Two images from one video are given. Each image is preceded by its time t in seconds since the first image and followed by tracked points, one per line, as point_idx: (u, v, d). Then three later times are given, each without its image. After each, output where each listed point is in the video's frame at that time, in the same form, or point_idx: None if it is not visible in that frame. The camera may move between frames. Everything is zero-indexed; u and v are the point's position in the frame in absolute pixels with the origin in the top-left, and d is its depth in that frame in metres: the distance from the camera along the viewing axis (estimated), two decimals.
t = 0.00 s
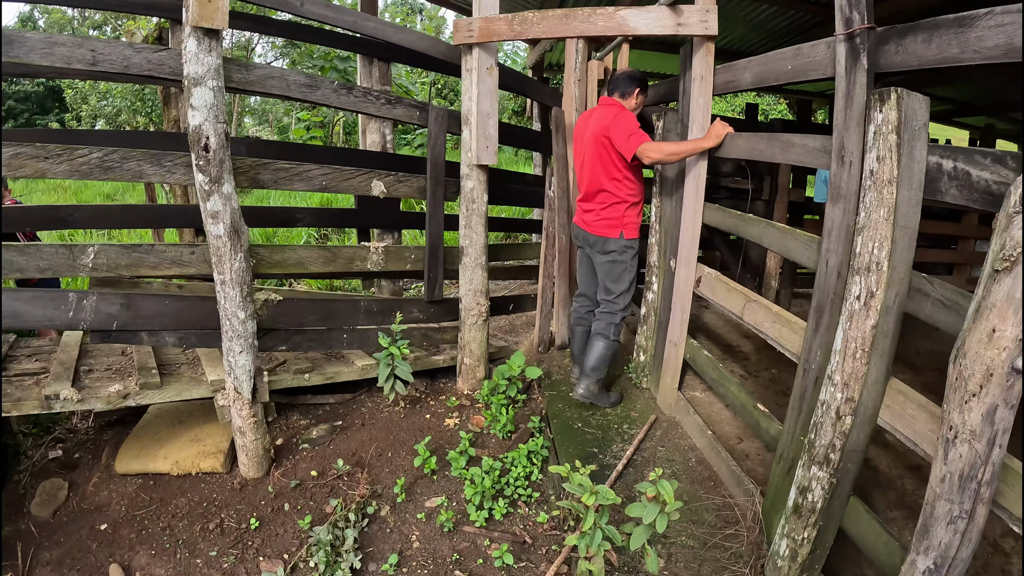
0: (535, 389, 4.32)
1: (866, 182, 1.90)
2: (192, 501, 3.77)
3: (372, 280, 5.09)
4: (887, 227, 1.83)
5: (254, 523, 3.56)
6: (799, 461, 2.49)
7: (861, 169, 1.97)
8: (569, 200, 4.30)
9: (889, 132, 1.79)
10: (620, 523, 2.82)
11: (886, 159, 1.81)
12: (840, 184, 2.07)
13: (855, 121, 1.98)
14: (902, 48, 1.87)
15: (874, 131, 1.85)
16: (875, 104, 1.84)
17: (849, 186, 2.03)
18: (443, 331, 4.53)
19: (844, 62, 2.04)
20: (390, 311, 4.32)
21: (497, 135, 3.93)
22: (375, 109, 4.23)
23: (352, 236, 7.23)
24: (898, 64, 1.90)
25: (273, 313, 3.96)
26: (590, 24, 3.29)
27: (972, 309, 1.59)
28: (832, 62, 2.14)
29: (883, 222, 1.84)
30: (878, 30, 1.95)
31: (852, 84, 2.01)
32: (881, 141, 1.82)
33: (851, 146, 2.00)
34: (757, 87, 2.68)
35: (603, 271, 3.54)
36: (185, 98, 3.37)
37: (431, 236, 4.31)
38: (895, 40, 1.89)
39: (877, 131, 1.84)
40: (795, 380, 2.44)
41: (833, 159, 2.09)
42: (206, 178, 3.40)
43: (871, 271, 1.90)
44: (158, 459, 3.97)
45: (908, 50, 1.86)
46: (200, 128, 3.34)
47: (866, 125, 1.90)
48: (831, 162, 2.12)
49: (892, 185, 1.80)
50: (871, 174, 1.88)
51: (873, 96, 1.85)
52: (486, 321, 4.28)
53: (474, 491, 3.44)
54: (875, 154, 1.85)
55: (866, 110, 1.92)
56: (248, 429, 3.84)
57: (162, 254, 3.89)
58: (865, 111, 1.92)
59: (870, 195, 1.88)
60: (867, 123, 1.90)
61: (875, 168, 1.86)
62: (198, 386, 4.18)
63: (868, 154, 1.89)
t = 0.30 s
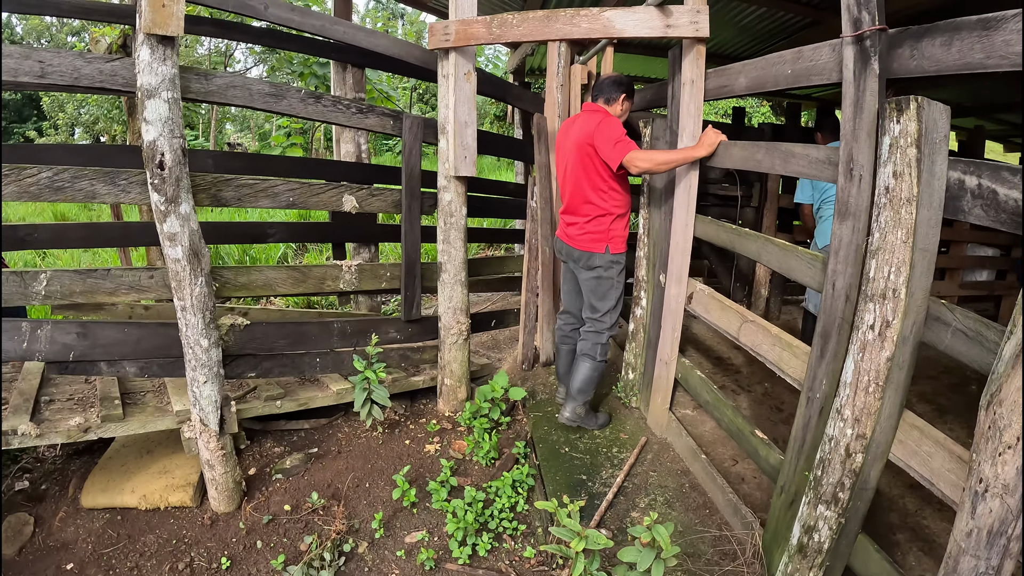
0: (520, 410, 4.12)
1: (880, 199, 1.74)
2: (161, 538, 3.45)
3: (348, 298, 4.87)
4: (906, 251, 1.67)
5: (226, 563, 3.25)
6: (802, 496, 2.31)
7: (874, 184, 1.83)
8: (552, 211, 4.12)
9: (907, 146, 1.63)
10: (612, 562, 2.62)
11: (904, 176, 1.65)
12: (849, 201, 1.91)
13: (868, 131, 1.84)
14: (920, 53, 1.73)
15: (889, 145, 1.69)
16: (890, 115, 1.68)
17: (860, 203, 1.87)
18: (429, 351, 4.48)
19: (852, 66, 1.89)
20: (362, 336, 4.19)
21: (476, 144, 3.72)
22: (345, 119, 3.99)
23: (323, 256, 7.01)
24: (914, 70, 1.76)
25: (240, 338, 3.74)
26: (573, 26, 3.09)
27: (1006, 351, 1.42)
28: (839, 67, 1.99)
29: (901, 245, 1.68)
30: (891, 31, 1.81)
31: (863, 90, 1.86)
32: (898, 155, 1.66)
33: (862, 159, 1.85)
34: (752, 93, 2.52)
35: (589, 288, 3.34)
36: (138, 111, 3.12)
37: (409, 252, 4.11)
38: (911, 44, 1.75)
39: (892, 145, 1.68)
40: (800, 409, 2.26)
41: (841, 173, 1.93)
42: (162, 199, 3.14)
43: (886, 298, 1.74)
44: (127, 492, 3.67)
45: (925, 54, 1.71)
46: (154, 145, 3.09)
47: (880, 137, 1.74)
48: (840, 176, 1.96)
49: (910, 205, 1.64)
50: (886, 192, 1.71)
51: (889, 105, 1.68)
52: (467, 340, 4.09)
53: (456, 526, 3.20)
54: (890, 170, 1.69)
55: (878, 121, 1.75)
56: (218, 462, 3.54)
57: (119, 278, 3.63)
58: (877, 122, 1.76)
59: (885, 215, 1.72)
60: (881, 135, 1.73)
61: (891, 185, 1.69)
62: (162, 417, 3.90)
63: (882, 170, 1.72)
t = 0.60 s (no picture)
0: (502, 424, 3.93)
1: (892, 198, 1.62)
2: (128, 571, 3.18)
3: (319, 311, 4.64)
4: (924, 252, 1.55)
5: None
6: (809, 513, 2.17)
7: (882, 180, 1.70)
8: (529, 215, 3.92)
9: (924, 139, 1.51)
10: None
11: (920, 172, 1.53)
12: (855, 199, 1.79)
13: (873, 124, 1.70)
14: (930, 40, 1.59)
15: (902, 138, 1.58)
16: (903, 107, 1.56)
17: (868, 201, 1.74)
18: (402, 363, 4.26)
19: (855, 55, 1.76)
20: (332, 351, 3.94)
21: (447, 146, 3.56)
22: (308, 121, 3.78)
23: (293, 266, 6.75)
24: (924, 58, 1.62)
25: (202, 359, 3.50)
26: (549, 19, 2.92)
27: None
28: (839, 57, 1.85)
29: (917, 245, 1.56)
30: (896, 18, 1.68)
31: (867, 81, 1.72)
32: (913, 149, 1.54)
33: (868, 155, 1.72)
34: (741, 87, 2.38)
35: (569, 295, 3.07)
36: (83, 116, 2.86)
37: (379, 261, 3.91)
38: (919, 30, 1.62)
39: (906, 138, 1.56)
40: (805, 422, 2.12)
41: (844, 169, 1.81)
42: (110, 211, 2.88)
43: (902, 303, 1.62)
44: (88, 526, 3.37)
45: (936, 41, 1.58)
46: (100, 152, 2.83)
47: (891, 130, 1.61)
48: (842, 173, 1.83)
49: (929, 201, 1.52)
50: (899, 189, 1.59)
51: (901, 96, 1.56)
52: (443, 352, 3.91)
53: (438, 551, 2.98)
54: (904, 166, 1.57)
55: (887, 113, 1.64)
56: (181, 491, 3.27)
57: (67, 298, 3.35)
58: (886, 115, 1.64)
59: (899, 214, 1.60)
60: (892, 128, 1.61)
61: (905, 181, 1.57)
62: (121, 445, 3.60)
63: (894, 166, 1.60)
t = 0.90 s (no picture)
0: (490, 445, 3.67)
1: (941, 195, 1.45)
2: None
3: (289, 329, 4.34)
4: (984, 256, 1.37)
5: None
6: (840, 542, 1.97)
7: (924, 176, 1.53)
8: (509, 220, 3.65)
9: (981, 127, 1.35)
10: None
11: (977, 165, 1.37)
12: (892, 197, 1.61)
13: (912, 114, 1.53)
14: (976, 18, 1.40)
15: (953, 128, 1.42)
16: (955, 92, 1.40)
17: (910, 200, 1.56)
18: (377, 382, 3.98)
19: (887, 37, 1.57)
20: (302, 372, 3.63)
21: (422, 146, 3.30)
22: (268, 118, 3.46)
23: (262, 277, 6.37)
24: (970, 40, 1.43)
25: (155, 388, 3.17)
26: (534, 6, 2.68)
27: None
28: (867, 40, 1.66)
29: (974, 249, 1.39)
30: None
31: (904, 65, 1.54)
32: (968, 139, 1.38)
33: (908, 148, 1.55)
34: (747, 76, 2.17)
35: (558, 306, 2.78)
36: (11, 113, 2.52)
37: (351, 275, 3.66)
38: (962, 8, 1.43)
39: (958, 128, 1.40)
40: (837, 444, 1.93)
41: (878, 164, 1.64)
42: (41, 223, 2.54)
43: (958, 314, 1.44)
44: None
45: (982, 20, 1.39)
46: (29, 153, 2.50)
47: (939, 119, 1.45)
48: (875, 169, 1.66)
49: (988, 198, 1.35)
50: (951, 185, 1.43)
51: (953, 80, 1.41)
52: (420, 371, 3.66)
53: None
54: (957, 159, 1.41)
55: (932, 101, 1.47)
56: (138, 536, 2.93)
57: None
58: (931, 102, 1.48)
59: (952, 214, 1.43)
60: (939, 117, 1.45)
61: (959, 177, 1.41)
62: (69, 488, 3.21)
63: (943, 159, 1.44)
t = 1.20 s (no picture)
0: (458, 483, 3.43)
1: (957, 241, 1.33)
2: None
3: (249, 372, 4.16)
4: (1007, 313, 1.26)
5: None
6: None
7: (934, 217, 1.38)
8: (469, 244, 3.42)
9: (1008, 170, 1.24)
10: None
11: (1002, 213, 1.26)
12: (897, 239, 1.46)
13: (920, 146, 1.39)
14: (994, 40, 1.25)
15: (972, 168, 1.29)
16: (976, 127, 1.28)
17: (917, 243, 1.42)
18: (336, 422, 3.76)
19: (892, 58, 1.42)
20: (250, 423, 3.42)
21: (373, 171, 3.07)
22: (204, 150, 3.18)
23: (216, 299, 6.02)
24: (989, 65, 1.26)
25: (93, 449, 2.94)
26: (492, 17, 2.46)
27: None
28: (867, 60, 1.50)
29: (996, 304, 1.27)
30: (944, 14, 1.34)
31: (911, 91, 1.39)
32: (991, 182, 1.26)
33: (915, 185, 1.41)
34: (725, 94, 1.99)
35: (524, 341, 2.54)
36: None
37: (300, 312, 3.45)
38: (979, 28, 1.27)
39: (978, 168, 1.28)
40: (827, 496, 1.75)
41: (879, 200, 1.49)
42: None
43: (975, 377, 1.31)
44: None
45: (1002, 42, 1.24)
46: None
47: (955, 156, 1.32)
48: (875, 205, 1.51)
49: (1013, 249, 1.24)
50: (970, 232, 1.31)
51: (975, 113, 1.28)
52: (377, 411, 3.44)
53: None
54: (977, 204, 1.29)
55: (946, 134, 1.33)
56: None
57: None
58: (944, 135, 1.34)
59: (971, 262, 1.31)
60: (956, 153, 1.32)
61: (980, 223, 1.29)
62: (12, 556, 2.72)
63: (958, 202, 1.32)
